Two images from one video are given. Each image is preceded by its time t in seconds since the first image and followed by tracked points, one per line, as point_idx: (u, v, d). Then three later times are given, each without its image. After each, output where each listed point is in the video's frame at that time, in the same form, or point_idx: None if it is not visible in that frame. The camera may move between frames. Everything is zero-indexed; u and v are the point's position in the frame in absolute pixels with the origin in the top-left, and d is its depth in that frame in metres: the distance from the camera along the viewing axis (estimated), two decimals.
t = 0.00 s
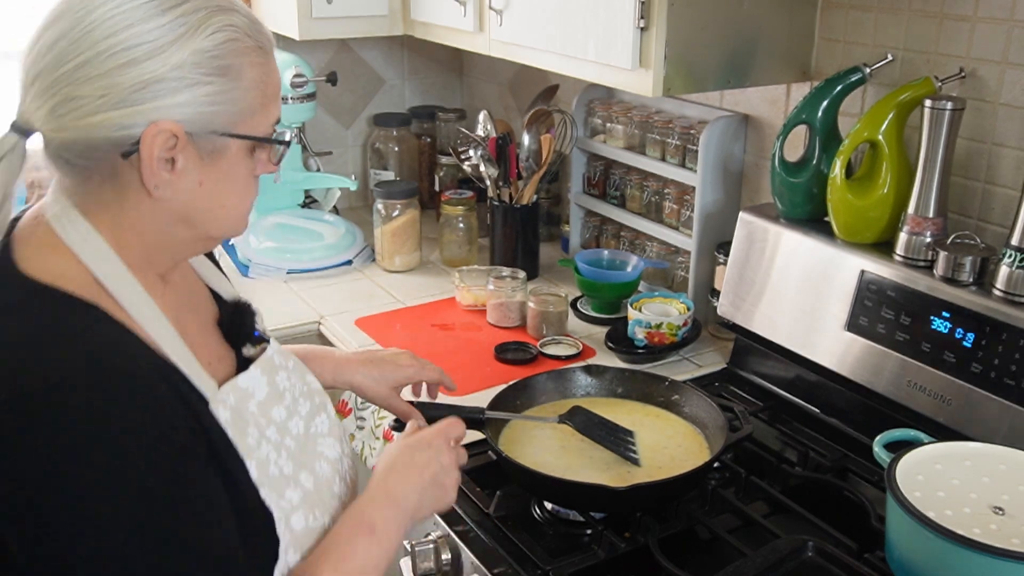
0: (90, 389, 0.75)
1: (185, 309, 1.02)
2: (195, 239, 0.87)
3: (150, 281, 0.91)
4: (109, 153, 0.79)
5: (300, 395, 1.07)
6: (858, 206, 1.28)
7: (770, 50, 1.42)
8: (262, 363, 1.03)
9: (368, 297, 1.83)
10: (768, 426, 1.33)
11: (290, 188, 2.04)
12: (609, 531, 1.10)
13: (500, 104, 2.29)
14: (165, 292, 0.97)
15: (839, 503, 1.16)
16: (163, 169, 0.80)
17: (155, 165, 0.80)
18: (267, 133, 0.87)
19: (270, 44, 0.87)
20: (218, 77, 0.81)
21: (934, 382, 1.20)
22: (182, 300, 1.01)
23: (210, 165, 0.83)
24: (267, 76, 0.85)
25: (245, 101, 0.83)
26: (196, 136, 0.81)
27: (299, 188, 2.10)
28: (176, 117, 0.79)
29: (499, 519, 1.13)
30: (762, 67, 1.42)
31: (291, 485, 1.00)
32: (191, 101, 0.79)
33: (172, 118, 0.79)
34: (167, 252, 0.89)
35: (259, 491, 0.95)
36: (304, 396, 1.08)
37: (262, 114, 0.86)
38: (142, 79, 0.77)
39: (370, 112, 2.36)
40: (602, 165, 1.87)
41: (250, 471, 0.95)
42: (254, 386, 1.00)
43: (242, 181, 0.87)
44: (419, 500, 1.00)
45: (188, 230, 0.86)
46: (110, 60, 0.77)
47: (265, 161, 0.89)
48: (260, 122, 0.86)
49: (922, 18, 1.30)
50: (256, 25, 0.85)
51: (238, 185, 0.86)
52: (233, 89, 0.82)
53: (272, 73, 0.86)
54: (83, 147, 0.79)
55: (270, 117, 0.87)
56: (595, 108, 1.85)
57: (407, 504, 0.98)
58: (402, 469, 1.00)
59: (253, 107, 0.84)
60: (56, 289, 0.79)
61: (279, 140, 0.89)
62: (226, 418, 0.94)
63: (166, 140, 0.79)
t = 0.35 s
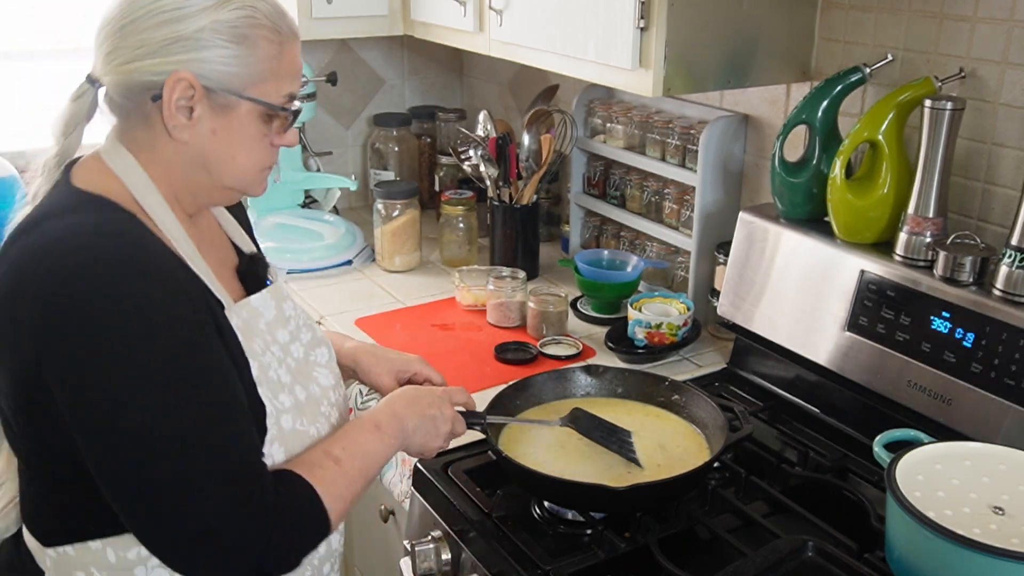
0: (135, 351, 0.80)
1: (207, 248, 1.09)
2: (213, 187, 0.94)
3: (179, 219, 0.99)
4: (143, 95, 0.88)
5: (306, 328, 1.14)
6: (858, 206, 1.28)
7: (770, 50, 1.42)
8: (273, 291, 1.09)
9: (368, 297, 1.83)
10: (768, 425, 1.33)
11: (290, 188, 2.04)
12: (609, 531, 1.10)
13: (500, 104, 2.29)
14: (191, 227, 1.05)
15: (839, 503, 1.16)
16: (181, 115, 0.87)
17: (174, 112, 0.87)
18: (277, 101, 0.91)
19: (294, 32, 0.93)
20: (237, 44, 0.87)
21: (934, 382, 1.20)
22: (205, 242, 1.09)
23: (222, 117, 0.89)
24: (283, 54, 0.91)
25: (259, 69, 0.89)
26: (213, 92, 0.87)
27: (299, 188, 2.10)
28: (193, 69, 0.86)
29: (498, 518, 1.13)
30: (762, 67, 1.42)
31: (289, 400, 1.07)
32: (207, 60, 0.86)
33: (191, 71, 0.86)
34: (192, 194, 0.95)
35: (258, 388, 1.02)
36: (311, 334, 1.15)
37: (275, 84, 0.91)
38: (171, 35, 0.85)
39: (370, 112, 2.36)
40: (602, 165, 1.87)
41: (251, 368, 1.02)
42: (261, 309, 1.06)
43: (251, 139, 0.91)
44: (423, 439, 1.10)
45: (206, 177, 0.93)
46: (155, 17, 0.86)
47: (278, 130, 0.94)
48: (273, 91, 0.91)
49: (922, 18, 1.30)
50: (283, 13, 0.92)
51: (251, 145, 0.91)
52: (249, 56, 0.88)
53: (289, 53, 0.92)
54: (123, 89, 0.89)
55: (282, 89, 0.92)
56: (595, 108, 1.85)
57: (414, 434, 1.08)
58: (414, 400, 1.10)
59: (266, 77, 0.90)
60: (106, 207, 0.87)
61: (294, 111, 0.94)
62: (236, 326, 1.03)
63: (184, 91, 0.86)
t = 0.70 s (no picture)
0: (136, 349, 0.82)
1: (218, 224, 1.15)
2: (223, 162, 0.99)
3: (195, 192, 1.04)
4: (161, 70, 0.94)
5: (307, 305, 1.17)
6: (858, 206, 1.28)
7: (770, 50, 1.42)
8: (274, 264, 1.12)
9: (368, 297, 1.83)
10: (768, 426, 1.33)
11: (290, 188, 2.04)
12: (609, 531, 1.10)
13: (500, 104, 2.29)
14: (206, 202, 1.11)
15: (839, 503, 1.16)
16: (193, 90, 0.93)
17: (187, 85, 0.92)
18: (284, 84, 0.96)
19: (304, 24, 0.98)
20: (248, 27, 0.92)
21: (934, 382, 1.20)
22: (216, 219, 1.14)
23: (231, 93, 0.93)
24: (292, 42, 0.96)
25: (268, 52, 0.93)
26: (224, 69, 0.92)
27: (299, 188, 2.10)
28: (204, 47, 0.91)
29: (498, 518, 1.13)
30: (762, 67, 1.42)
31: (279, 364, 1.09)
32: (220, 40, 0.91)
33: (204, 48, 0.91)
34: (204, 168, 1.01)
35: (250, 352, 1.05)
36: (306, 309, 1.16)
37: (282, 68, 0.95)
38: (188, 15, 0.91)
39: (370, 112, 2.36)
40: (602, 165, 1.87)
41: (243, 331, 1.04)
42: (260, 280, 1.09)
43: (258, 117, 0.95)
44: (421, 443, 1.02)
45: (216, 152, 0.98)
46: None
47: (285, 115, 0.98)
48: (281, 75, 0.95)
49: (922, 18, 1.30)
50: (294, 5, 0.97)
51: (259, 124, 0.96)
52: (259, 38, 0.92)
53: (298, 41, 0.97)
54: (144, 65, 0.94)
55: (289, 74, 0.96)
56: (595, 108, 1.85)
57: (405, 430, 1.01)
58: (410, 397, 1.04)
59: (274, 60, 0.94)
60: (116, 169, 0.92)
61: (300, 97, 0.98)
62: (234, 290, 1.06)
63: (196, 66, 0.91)
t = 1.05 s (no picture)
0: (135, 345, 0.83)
1: (218, 220, 1.15)
2: (221, 158, 0.99)
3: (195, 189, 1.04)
4: (157, 66, 0.94)
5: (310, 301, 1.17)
6: (858, 206, 1.28)
7: (770, 51, 1.42)
8: (275, 257, 1.12)
9: (368, 297, 1.83)
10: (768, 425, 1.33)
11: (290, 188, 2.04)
12: (609, 531, 1.10)
13: (500, 104, 2.29)
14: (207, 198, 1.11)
15: (839, 503, 1.16)
16: (189, 85, 0.93)
17: (183, 79, 0.92)
18: (281, 79, 0.96)
19: (299, 18, 0.98)
20: (243, 20, 0.92)
21: (933, 382, 1.20)
22: (216, 216, 1.15)
23: (228, 88, 0.94)
24: (287, 36, 0.96)
25: (263, 45, 0.93)
26: (220, 63, 0.92)
27: (299, 188, 2.10)
28: (200, 41, 0.91)
29: (498, 519, 1.12)
30: (762, 67, 1.42)
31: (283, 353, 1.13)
32: (214, 33, 0.91)
33: (200, 42, 0.91)
34: (203, 163, 1.01)
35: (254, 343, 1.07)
36: (307, 303, 1.16)
37: (278, 63, 0.95)
38: (182, 10, 0.91)
39: (370, 112, 2.36)
40: (602, 165, 1.87)
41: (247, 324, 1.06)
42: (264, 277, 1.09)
43: (254, 112, 0.96)
44: (381, 393, 1.03)
45: (213, 147, 0.98)
46: None
47: (282, 109, 0.98)
48: (276, 69, 0.96)
49: (922, 18, 1.30)
50: None
51: (255, 118, 0.96)
52: (254, 31, 0.93)
53: (293, 36, 0.97)
54: (140, 62, 0.94)
55: (285, 69, 0.97)
56: (595, 108, 1.85)
57: (355, 385, 1.00)
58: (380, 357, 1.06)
59: (270, 54, 0.94)
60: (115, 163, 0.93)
61: (297, 92, 0.98)
62: (237, 284, 1.06)
63: (192, 60, 0.91)
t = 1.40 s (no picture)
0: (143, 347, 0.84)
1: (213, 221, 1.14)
2: (219, 159, 0.99)
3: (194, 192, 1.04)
4: (155, 67, 0.93)
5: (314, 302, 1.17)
6: (858, 206, 1.28)
7: (770, 51, 1.42)
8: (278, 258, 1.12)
9: (368, 297, 1.83)
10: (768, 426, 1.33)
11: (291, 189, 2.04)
12: (609, 531, 1.10)
13: (501, 104, 2.29)
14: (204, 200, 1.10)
15: (839, 503, 1.16)
16: (189, 87, 0.93)
17: (183, 81, 0.92)
18: (280, 79, 0.96)
19: (297, 18, 0.99)
20: (243, 19, 0.92)
21: (933, 382, 1.20)
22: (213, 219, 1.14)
23: (229, 89, 0.94)
24: (286, 36, 0.96)
25: (264, 45, 0.94)
26: (220, 64, 0.92)
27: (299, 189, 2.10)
28: (201, 41, 0.91)
29: (499, 519, 1.12)
30: (762, 67, 1.42)
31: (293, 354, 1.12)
32: (215, 33, 0.91)
33: (200, 42, 0.91)
34: (199, 165, 1.01)
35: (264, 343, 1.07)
36: (307, 304, 1.16)
37: (278, 63, 0.96)
38: (180, 10, 0.91)
39: (370, 112, 2.36)
40: (602, 165, 1.87)
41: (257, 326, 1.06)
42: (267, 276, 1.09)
43: (253, 113, 0.96)
44: (364, 381, 1.03)
45: (211, 148, 0.98)
46: None
47: (281, 110, 0.99)
48: (276, 69, 0.96)
49: (922, 18, 1.30)
50: None
51: (254, 119, 0.96)
52: (253, 31, 0.93)
53: (291, 36, 0.97)
54: (136, 62, 0.94)
55: (285, 69, 0.97)
56: (595, 108, 1.85)
57: (335, 376, 1.00)
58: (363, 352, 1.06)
59: (270, 54, 0.95)
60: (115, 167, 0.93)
61: (296, 91, 0.99)
62: (243, 286, 1.05)
63: (192, 61, 0.91)
